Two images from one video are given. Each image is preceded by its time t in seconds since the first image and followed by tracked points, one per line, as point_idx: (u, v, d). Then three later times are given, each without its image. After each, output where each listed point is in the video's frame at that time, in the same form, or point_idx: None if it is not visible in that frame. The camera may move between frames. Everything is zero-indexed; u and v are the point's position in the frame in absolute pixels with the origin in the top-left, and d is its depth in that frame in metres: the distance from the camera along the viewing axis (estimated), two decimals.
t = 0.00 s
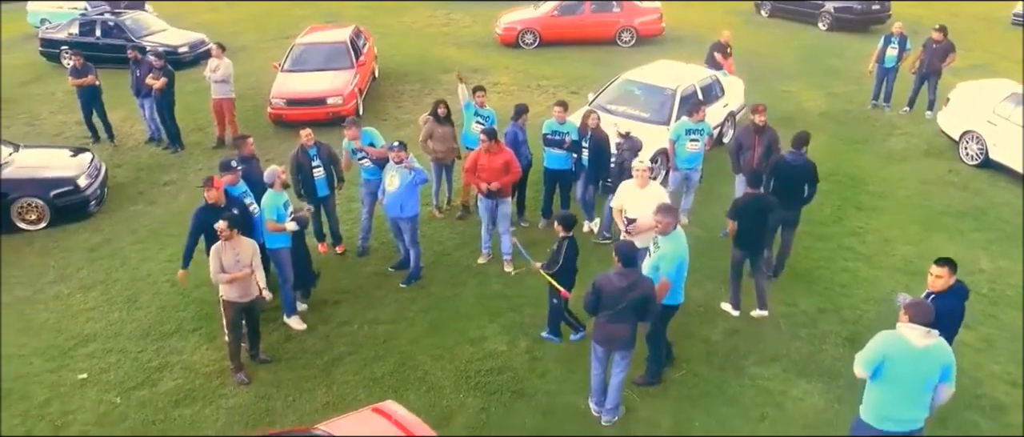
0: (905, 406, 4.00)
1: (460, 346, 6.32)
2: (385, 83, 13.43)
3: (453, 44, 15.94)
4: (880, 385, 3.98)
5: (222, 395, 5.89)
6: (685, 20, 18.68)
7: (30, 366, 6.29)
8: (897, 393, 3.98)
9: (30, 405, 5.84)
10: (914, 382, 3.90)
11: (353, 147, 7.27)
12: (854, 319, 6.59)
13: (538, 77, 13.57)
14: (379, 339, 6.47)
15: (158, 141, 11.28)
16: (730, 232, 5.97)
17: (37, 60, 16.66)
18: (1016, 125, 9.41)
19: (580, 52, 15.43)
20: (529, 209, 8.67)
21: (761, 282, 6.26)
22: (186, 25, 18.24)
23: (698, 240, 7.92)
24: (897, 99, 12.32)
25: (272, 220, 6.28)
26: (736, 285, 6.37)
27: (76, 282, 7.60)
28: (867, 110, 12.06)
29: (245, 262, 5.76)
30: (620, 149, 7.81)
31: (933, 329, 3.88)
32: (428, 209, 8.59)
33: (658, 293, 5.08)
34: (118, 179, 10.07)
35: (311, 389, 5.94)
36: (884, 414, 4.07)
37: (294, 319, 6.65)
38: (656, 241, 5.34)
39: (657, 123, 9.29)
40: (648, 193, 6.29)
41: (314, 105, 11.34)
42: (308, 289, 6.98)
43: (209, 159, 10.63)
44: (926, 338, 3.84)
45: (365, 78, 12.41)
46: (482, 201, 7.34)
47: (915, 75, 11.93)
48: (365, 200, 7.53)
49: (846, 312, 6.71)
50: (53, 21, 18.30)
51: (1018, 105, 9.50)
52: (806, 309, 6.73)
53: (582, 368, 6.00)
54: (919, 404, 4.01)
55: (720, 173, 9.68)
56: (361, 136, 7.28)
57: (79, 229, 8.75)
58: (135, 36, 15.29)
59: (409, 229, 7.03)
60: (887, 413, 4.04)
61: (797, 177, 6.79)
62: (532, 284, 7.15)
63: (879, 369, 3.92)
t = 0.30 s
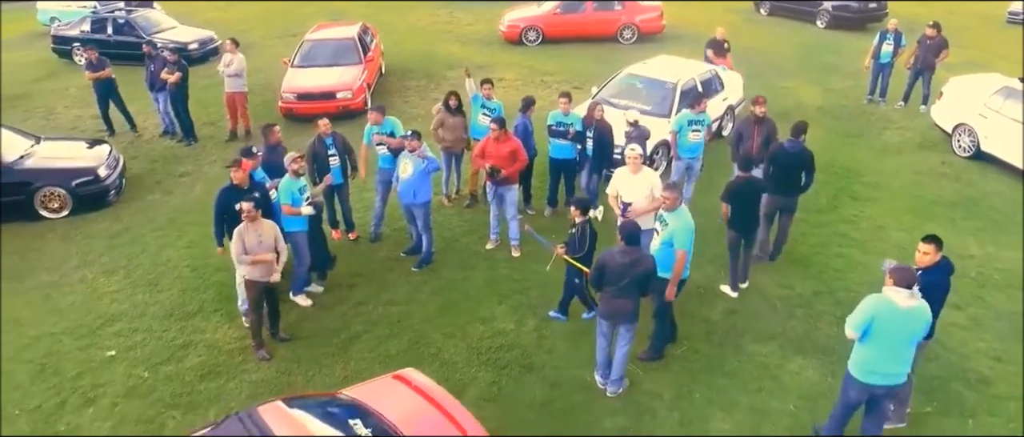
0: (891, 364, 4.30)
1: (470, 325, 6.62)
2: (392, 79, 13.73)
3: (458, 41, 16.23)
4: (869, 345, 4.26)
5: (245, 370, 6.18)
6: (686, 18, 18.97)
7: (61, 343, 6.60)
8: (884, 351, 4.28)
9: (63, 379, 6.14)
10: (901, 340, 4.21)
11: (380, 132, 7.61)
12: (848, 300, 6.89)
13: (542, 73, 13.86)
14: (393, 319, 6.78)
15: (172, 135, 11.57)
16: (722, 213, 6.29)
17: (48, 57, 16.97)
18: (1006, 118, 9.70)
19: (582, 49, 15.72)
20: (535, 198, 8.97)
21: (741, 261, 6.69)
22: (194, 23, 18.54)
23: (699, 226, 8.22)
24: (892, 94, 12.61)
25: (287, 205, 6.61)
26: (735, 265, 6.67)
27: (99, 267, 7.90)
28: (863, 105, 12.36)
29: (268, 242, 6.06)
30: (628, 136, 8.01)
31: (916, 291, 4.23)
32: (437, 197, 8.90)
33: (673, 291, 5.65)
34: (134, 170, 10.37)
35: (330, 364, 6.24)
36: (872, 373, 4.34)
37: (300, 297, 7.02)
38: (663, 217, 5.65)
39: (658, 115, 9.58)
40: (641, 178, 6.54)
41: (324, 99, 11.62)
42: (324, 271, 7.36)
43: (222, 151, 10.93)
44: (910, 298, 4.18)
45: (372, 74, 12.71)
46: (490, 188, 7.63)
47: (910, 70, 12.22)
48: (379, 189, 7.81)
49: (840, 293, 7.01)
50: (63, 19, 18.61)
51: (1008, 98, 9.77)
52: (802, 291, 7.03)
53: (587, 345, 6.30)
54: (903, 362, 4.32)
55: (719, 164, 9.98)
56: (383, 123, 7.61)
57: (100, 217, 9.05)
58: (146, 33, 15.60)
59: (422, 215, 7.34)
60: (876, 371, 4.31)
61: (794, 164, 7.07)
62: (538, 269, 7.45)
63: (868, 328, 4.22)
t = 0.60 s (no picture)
0: (864, 319, 4.75)
1: (481, 299, 7.02)
2: (400, 73, 14.12)
3: (463, 37, 16.63)
4: (845, 303, 4.70)
5: (270, 339, 6.59)
6: (685, 15, 19.38)
7: (95, 316, 7.02)
8: (858, 306, 4.73)
9: (100, 347, 6.56)
10: (873, 295, 4.66)
11: (405, 116, 8.08)
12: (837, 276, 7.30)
13: (545, 67, 14.26)
14: (408, 293, 7.18)
15: (188, 125, 11.97)
16: (717, 190, 6.74)
17: (62, 53, 17.37)
18: (993, 108, 10.08)
19: (584, 44, 16.11)
20: (541, 183, 9.37)
21: (738, 238, 7.07)
22: (203, 19, 18.93)
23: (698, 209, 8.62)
24: (885, 88, 13.01)
25: (308, 186, 6.99)
26: (732, 241, 7.09)
27: (126, 247, 8.29)
28: (857, 98, 12.77)
29: (292, 218, 6.43)
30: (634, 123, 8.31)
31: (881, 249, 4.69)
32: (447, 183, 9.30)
33: (681, 260, 6.10)
34: (154, 158, 10.77)
35: (350, 334, 6.64)
36: (850, 328, 4.79)
37: (318, 274, 7.44)
38: (666, 192, 6.14)
39: (659, 106, 9.97)
40: (637, 160, 6.92)
41: (335, 91, 12.02)
42: (341, 251, 7.70)
43: (237, 141, 11.33)
44: (877, 256, 4.64)
45: (381, 67, 13.10)
46: (499, 172, 8.05)
47: (903, 64, 12.62)
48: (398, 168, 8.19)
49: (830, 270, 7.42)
50: (75, 16, 19.00)
51: (995, 90, 10.17)
52: (795, 268, 7.43)
53: (592, 316, 6.71)
54: (875, 314, 4.77)
55: (717, 152, 10.38)
56: (410, 109, 8.06)
57: (123, 202, 9.45)
58: (158, 28, 15.99)
59: (435, 196, 7.74)
60: (854, 326, 4.75)
61: (787, 148, 7.45)
62: (545, 248, 7.86)
63: (843, 288, 4.67)
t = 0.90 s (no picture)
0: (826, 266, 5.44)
1: (492, 266, 7.61)
2: (409, 64, 14.71)
3: (469, 31, 17.22)
4: (810, 251, 5.38)
5: (299, 300, 7.17)
6: (684, 11, 19.95)
7: (136, 281, 7.60)
8: (820, 253, 5.43)
9: (142, 307, 7.15)
10: (834, 242, 5.34)
11: (423, 96, 8.63)
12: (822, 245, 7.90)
13: (549, 59, 14.84)
14: (425, 261, 7.77)
15: (208, 113, 12.55)
16: (712, 160, 7.60)
17: (80, 46, 17.93)
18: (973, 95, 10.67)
19: (585, 38, 16.69)
20: (546, 164, 9.94)
21: (727, 204, 7.94)
22: (215, 14, 19.50)
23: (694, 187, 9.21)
24: (875, 79, 13.60)
25: (331, 163, 7.54)
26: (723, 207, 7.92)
27: (159, 221, 8.87)
28: (848, 88, 13.36)
29: (320, 188, 7.01)
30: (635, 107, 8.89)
31: (836, 203, 5.40)
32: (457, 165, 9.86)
33: (677, 226, 6.74)
34: (178, 143, 11.35)
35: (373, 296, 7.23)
36: (815, 272, 5.48)
37: (340, 244, 8.01)
38: (667, 163, 6.79)
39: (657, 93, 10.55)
40: (637, 136, 7.51)
41: (348, 81, 12.60)
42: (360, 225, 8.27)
43: (256, 127, 11.91)
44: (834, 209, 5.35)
45: (392, 59, 13.68)
46: (508, 152, 8.60)
47: (891, 56, 13.21)
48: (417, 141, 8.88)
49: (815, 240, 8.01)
50: (91, 11, 19.57)
51: (975, 78, 10.76)
52: (783, 239, 8.03)
53: (595, 280, 7.30)
54: (835, 260, 5.47)
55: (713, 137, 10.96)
56: (427, 90, 8.61)
57: (152, 183, 10.04)
58: (174, 22, 16.58)
59: (448, 173, 8.33)
60: (817, 271, 5.45)
61: (777, 128, 8.01)
62: (551, 222, 8.45)
63: (805, 238, 5.37)
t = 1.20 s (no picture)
0: (793, 214, 6.60)
1: (503, 231, 8.38)
2: (419, 56, 15.49)
3: (475, 25, 17.99)
4: (779, 203, 6.55)
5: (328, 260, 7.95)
6: (682, 6, 20.71)
7: (179, 245, 8.40)
8: (788, 203, 6.59)
9: (187, 266, 7.94)
10: (799, 194, 6.51)
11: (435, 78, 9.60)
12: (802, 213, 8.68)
13: (552, 51, 15.61)
14: (441, 227, 8.55)
15: (231, 100, 13.31)
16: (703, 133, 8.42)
17: (104, 41, 18.70)
18: (948, 82, 11.45)
19: (587, 32, 17.44)
20: (551, 144, 10.71)
21: (717, 173, 8.75)
22: (230, 8, 20.24)
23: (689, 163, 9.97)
24: (860, 69, 14.37)
25: (354, 138, 8.24)
26: (712, 174, 8.76)
27: (194, 195, 9.65)
28: (835, 78, 14.13)
29: (348, 159, 7.79)
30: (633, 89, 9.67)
31: (802, 161, 6.56)
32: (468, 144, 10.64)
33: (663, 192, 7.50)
34: (205, 127, 12.13)
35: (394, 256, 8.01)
36: (784, 220, 6.64)
37: (363, 212, 8.78)
38: (663, 136, 7.50)
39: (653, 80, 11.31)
40: (635, 112, 8.30)
41: (364, 69, 13.36)
42: (380, 196, 9.03)
43: (278, 113, 12.69)
44: (800, 166, 6.50)
45: (403, 49, 14.45)
46: (515, 130, 9.34)
47: (876, 47, 13.98)
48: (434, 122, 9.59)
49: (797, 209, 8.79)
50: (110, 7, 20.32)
51: (950, 66, 11.55)
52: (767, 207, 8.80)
53: (595, 242, 8.09)
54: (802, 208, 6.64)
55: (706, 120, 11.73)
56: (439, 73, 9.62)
57: (185, 162, 10.82)
58: (194, 16, 17.33)
59: (461, 149, 9.09)
60: (786, 218, 6.62)
61: (762, 108, 8.75)
62: (555, 194, 9.24)
63: (774, 190, 6.53)
